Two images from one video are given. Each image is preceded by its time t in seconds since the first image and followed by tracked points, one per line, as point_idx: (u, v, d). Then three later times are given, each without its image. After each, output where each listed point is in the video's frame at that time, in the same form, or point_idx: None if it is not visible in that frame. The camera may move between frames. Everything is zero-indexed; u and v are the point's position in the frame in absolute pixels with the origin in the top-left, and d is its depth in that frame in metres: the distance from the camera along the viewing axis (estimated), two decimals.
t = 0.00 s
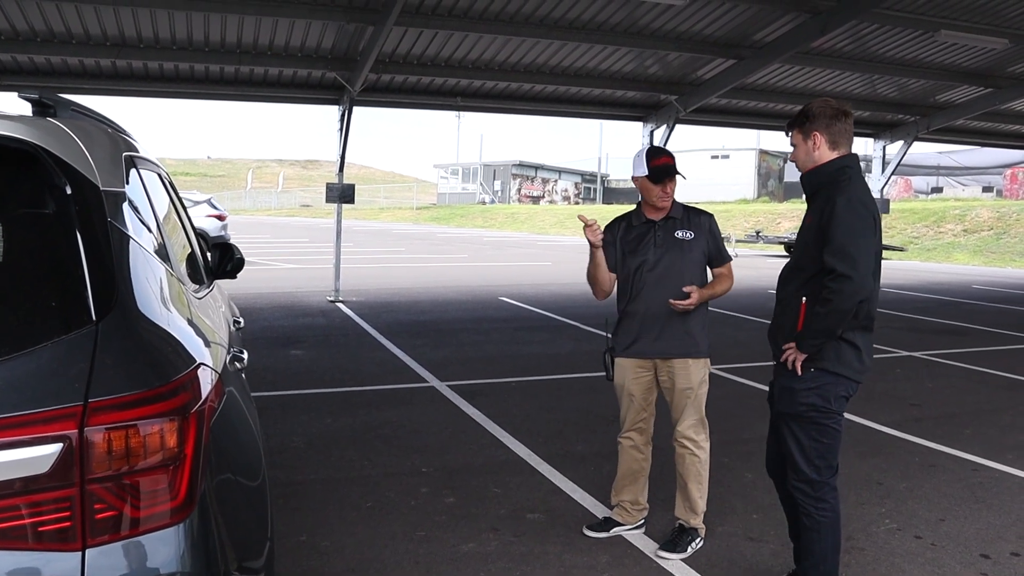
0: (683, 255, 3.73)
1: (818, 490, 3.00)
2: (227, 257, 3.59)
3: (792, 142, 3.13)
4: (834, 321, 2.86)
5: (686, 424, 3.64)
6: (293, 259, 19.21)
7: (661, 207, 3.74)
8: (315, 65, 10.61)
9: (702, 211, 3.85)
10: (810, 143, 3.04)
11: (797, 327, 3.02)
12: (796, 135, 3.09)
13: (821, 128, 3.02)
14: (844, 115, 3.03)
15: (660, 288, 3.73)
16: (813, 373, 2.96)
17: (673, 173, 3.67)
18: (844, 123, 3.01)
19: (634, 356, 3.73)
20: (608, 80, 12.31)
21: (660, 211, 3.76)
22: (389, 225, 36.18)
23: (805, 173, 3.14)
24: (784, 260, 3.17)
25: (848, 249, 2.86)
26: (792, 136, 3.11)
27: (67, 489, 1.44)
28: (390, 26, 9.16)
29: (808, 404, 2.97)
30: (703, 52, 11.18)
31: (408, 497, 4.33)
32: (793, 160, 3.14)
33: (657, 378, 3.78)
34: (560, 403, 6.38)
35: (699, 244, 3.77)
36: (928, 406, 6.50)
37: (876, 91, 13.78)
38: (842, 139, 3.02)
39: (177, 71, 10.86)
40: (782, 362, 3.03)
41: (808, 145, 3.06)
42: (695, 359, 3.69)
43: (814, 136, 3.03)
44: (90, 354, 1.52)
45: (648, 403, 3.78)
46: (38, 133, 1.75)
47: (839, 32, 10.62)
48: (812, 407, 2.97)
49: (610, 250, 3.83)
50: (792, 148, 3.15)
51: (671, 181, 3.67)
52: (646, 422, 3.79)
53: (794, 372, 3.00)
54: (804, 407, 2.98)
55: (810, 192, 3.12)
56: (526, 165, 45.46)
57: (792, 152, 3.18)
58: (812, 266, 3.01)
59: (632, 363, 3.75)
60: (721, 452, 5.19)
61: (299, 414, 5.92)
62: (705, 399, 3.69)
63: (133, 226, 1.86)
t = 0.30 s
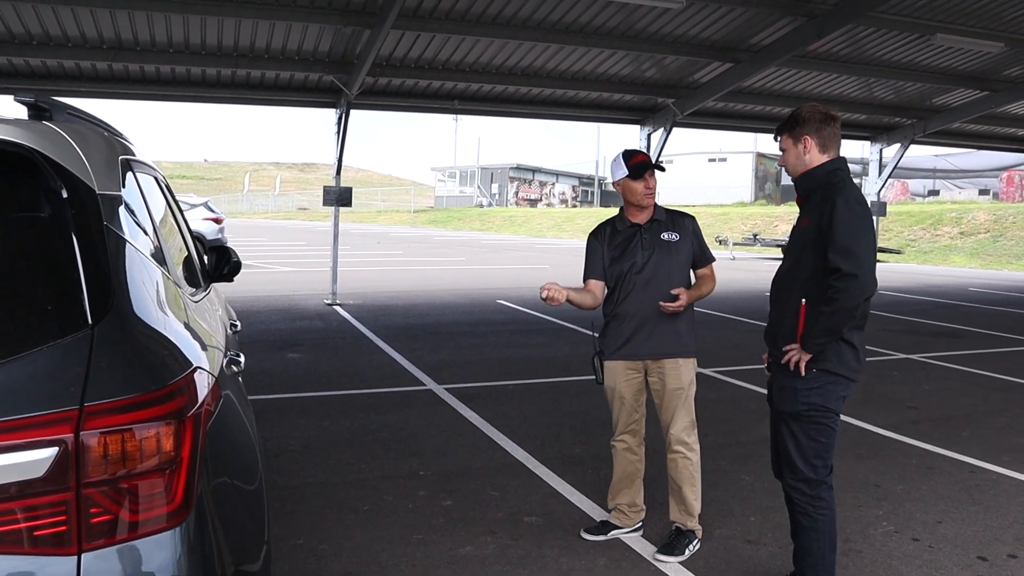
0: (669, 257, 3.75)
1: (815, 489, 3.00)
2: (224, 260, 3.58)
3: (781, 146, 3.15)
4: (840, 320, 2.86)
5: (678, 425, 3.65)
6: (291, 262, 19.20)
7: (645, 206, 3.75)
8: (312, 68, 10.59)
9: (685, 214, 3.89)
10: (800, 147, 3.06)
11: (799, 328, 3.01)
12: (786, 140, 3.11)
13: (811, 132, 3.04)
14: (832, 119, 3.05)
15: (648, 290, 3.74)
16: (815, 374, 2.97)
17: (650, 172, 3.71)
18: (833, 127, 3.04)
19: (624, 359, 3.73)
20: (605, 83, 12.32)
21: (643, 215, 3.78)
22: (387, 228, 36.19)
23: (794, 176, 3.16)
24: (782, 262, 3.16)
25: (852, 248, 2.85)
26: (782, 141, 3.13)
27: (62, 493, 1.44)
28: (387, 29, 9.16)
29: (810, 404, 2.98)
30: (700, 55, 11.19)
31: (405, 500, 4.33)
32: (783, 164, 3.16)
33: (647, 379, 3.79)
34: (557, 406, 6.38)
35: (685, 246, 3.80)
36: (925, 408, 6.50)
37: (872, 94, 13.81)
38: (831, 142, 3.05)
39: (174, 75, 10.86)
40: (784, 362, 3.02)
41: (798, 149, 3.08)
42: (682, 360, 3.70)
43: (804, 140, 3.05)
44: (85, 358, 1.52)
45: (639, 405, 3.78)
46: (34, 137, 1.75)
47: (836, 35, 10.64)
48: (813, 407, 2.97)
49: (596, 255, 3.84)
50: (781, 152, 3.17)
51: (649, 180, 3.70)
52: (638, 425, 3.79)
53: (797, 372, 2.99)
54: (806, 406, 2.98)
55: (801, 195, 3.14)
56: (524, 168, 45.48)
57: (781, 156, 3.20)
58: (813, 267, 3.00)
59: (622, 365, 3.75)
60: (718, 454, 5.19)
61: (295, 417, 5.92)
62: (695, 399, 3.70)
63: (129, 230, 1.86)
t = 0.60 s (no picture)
0: (659, 258, 3.76)
1: (797, 488, 3.03)
2: (221, 262, 3.57)
3: (774, 151, 3.16)
4: (853, 319, 2.85)
5: (672, 426, 3.64)
6: (288, 264, 19.16)
7: (635, 208, 3.75)
8: (309, 71, 10.58)
9: (675, 216, 3.90)
10: (793, 151, 3.09)
11: (807, 330, 3.01)
12: (779, 144, 3.12)
13: (805, 137, 3.07)
14: (825, 125, 3.09)
15: (639, 290, 3.74)
16: (820, 376, 2.97)
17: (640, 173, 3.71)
18: (826, 132, 3.07)
19: (615, 360, 3.73)
20: (602, 85, 12.33)
21: (634, 216, 3.79)
22: (384, 231, 36.20)
23: (788, 181, 3.18)
24: (782, 266, 3.15)
25: (862, 248, 2.85)
26: (776, 145, 3.14)
27: (58, 497, 1.43)
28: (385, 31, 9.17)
29: (812, 405, 2.99)
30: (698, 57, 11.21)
31: (402, 503, 4.32)
32: (776, 169, 3.18)
33: (641, 381, 3.79)
34: (555, 408, 6.38)
35: (674, 247, 3.80)
36: (922, 410, 6.51)
37: (869, 96, 13.85)
38: (824, 147, 3.08)
39: (171, 77, 10.85)
40: (790, 364, 3.01)
41: (792, 153, 3.10)
42: (673, 361, 3.70)
43: (799, 145, 3.08)
44: (81, 361, 1.52)
45: (632, 407, 3.78)
46: (32, 140, 1.75)
47: (833, 37, 10.66)
48: (814, 407, 2.99)
49: (586, 257, 3.84)
50: (774, 157, 3.19)
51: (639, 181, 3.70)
52: (632, 426, 3.79)
53: (804, 373, 2.99)
54: (807, 407, 2.99)
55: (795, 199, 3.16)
56: (521, 170, 45.49)
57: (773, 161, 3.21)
58: (820, 269, 3.00)
59: (615, 366, 3.74)
60: (715, 456, 5.19)
61: (292, 420, 5.91)
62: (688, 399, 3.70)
63: (126, 232, 1.86)
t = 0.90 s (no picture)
0: (652, 259, 3.76)
1: (800, 486, 3.04)
2: (218, 263, 3.58)
3: (768, 153, 3.16)
4: (860, 313, 2.85)
5: (666, 426, 3.64)
6: (286, 265, 19.14)
7: (630, 209, 3.75)
8: (306, 71, 10.58)
9: (669, 217, 3.89)
10: (787, 153, 3.09)
11: (812, 328, 3.01)
12: (773, 146, 3.13)
13: (799, 139, 3.07)
14: (817, 126, 3.10)
15: (632, 292, 3.74)
16: (827, 374, 2.98)
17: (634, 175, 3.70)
18: (818, 134, 3.09)
19: (608, 362, 3.74)
20: (600, 86, 12.34)
21: (628, 217, 3.79)
22: (382, 231, 36.22)
23: (782, 182, 3.18)
24: (783, 267, 3.15)
25: (865, 243, 2.86)
26: (769, 148, 3.14)
27: (55, 498, 1.43)
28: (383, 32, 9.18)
29: (817, 403, 2.99)
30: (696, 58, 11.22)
31: (400, 504, 4.32)
32: (769, 171, 3.18)
33: (634, 381, 3.79)
34: (553, 409, 6.38)
35: (668, 248, 3.80)
36: (920, 410, 6.51)
37: (867, 97, 13.86)
38: (818, 148, 3.09)
39: (168, 78, 10.85)
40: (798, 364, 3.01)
41: (785, 155, 3.10)
42: (667, 361, 3.70)
43: (792, 147, 3.08)
44: (78, 362, 1.52)
45: (626, 408, 3.78)
46: (28, 142, 1.75)
47: (830, 38, 10.68)
48: (820, 405, 2.99)
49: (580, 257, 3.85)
50: (767, 159, 3.19)
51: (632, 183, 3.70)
52: (627, 427, 3.79)
53: (811, 371, 2.99)
54: (813, 404, 3.00)
55: (791, 201, 3.16)
56: (520, 171, 45.50)
57: (767, 163, 3.22)
58: (822, 267, 3.01)
59: (608, 367, 3.75)
60: (713, 457, 5.19)
61: (290, 421, 5.91)
62: (681, 398, 3.69)
63: (123, 233, 1.85)
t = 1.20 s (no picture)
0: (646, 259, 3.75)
1: (809, 489, 3.04)
2: (216, 264, 3.57)
3: (770, 151, 3.15)
4: (856, 316, 2.85)
5: (662, 426, 3.64)
6: (285, 265, 19.14)
7: (622, 213, 3.78)
8: (305, 71, 10.58)
9: (662, 216, 3.87)
10: (790, 151, 3.09)
11: (808, 328, 3.01)
12: (775, 144, 3.12)
13: (801, 137, 3.07)
14: (819, 124, 3.09)
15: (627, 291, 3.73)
16: (823, 374, 2.98)
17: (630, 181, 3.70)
18: (820, 132, 3.08)
19: (604, 361, 3.74)
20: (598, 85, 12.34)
21: (622, 219, 3.80)
22: (381, 231, 36.21)
23: (784, 180, 3.18)
24: (780, 266, 3.16)
25: (864, 246, 2.85)
26: (772, 145, 3.14)
27: (53, 498, 1.43)
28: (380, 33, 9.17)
29: (816, 404, 3.00)
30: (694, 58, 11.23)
31: (399, 504, 4.32)
32: (772, 169, 3.17)
33: (629, 380, 3.78)
34: (551, 409, 6.38)
35: (662, 248, 3.79)
36: (918, 410, 6.52)
37: (866, 97, 13.87)
38: (819, 147, 3.09)
39: (165, 78, 10.83)
40: (792, 363, 3.01)
41: (788, 153, 3.10)
42: (661, 360, 3.69)
43: (795, 144, 3.08)
44: (76, 362, 1.51)
45: (623, 406, 3.78)
46: (26, 142, 1.75)
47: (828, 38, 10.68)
48: (819, 406, 3.00)
49: (575, 258, 3.85)
50: (769, 157, 3.18)
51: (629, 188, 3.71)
52: (625, 426, 3.79)
53: (805, 372, 2.99)
54: (812, 406, 3.00)
55: (793, 199, 3.16)
56: (518, 171, 45.49)
57: (767, 161, 3.21)
58: (821, 266, 3.01)
59: (604, 367, 3.75)
60: (712, 456, 5.19)
61: (289, 421, 5.90)
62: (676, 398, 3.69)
63: (120, 233, 1.85)
